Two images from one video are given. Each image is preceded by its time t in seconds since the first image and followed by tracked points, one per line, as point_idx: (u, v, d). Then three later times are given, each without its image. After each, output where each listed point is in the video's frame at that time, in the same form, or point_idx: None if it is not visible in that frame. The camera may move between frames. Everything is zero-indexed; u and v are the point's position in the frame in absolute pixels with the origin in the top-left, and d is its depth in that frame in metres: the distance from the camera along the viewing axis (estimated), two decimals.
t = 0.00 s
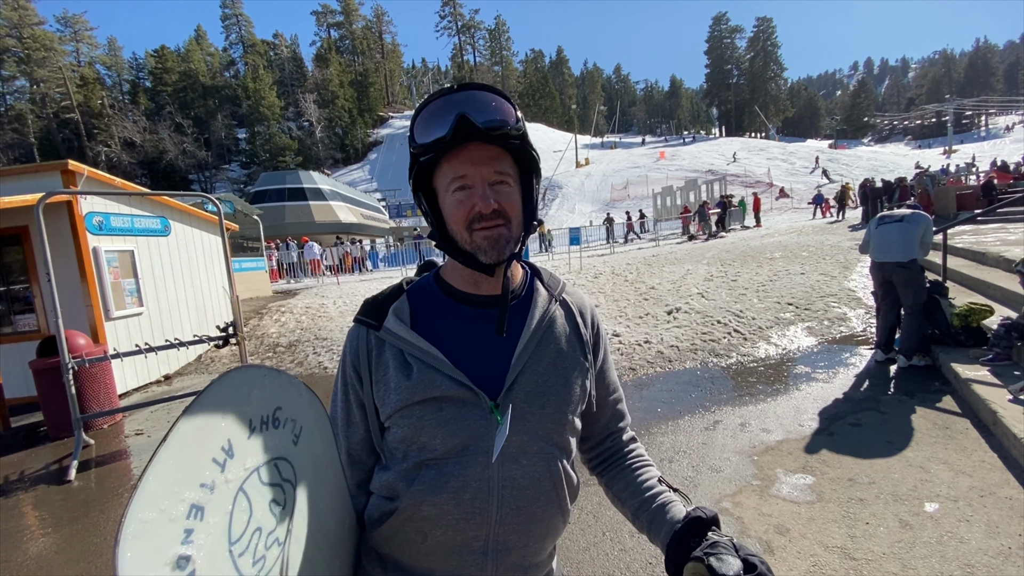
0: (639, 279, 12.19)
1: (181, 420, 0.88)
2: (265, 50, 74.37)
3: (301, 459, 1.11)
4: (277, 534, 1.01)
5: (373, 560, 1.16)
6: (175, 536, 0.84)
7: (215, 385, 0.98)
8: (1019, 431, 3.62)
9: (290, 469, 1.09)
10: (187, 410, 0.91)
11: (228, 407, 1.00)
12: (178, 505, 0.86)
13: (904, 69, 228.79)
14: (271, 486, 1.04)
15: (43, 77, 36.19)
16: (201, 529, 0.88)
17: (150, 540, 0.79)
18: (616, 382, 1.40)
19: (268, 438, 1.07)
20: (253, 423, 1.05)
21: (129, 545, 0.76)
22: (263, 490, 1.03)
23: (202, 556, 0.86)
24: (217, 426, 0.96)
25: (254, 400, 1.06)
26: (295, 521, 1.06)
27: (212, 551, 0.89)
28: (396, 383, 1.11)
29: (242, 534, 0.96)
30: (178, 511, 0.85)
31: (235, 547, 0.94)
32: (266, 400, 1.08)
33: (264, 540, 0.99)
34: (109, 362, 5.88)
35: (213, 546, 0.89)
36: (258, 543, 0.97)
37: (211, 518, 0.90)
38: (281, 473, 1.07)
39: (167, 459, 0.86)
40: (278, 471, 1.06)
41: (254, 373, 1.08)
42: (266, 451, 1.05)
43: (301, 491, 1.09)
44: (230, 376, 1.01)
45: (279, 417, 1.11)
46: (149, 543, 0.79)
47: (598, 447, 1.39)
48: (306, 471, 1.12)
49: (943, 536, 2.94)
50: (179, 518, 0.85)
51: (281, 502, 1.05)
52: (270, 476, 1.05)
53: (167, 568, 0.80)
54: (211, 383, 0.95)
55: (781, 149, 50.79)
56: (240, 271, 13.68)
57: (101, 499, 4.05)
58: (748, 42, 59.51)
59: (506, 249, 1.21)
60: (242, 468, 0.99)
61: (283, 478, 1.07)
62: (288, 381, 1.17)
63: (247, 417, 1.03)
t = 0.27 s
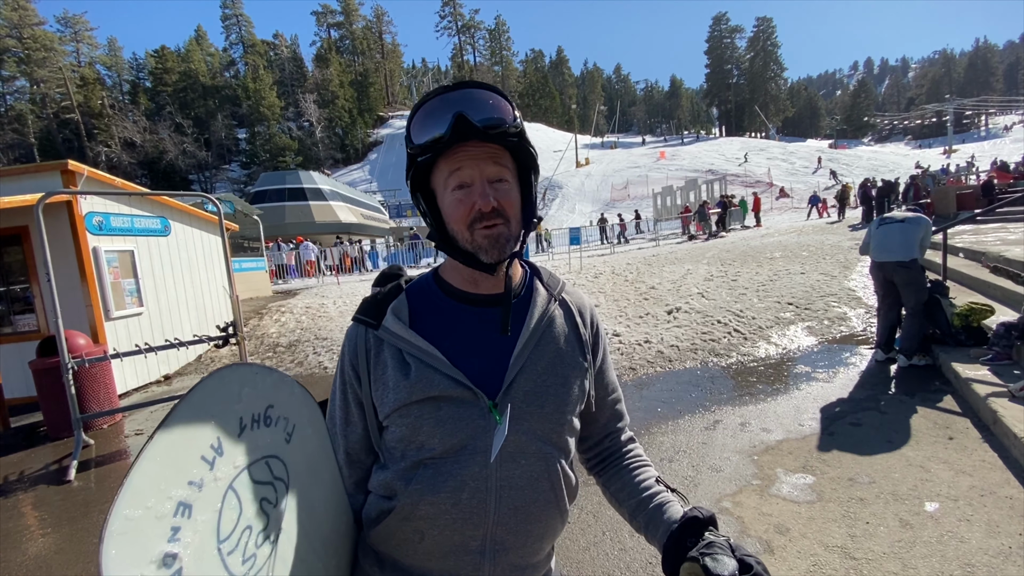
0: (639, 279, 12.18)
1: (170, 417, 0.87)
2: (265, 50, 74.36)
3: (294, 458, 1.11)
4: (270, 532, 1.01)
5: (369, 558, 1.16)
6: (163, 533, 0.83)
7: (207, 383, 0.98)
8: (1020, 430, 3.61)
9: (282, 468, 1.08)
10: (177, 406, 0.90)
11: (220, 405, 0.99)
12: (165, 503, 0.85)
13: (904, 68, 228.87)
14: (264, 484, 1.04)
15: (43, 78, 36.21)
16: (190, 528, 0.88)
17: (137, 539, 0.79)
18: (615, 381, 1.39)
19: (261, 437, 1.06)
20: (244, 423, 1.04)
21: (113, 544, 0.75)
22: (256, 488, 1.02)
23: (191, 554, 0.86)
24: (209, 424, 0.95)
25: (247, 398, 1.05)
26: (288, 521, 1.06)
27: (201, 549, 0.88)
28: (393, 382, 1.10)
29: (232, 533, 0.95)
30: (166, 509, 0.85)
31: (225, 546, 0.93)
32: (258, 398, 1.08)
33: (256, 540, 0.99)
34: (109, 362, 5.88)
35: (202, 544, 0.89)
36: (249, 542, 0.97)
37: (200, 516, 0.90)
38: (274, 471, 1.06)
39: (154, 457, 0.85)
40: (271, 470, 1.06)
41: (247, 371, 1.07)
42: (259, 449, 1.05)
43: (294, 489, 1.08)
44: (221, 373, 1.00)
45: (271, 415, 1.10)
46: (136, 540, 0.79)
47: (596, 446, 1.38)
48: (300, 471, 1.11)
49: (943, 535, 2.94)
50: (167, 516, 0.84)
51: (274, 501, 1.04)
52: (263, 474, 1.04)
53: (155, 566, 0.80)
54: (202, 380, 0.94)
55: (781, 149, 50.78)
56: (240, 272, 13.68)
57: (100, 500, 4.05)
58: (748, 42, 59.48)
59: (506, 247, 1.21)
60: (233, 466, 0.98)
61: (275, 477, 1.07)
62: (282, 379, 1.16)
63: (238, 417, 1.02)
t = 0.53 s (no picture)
0: (639, 278, 12.19)
1: (164, 430, 0.87)
2: (264, 51, 74.28)
3: (293, 462, 1.11)
4: (269, 539, 1.00)
5: (369, 561, 1.15)
6: (159, 543, 0.83)
7: (203, 390, 0.98)
8: (1020, 429, 3.61)
9: (281, 473, 1.08)
10: (170, 418, 0.89)
11: (217, 414, 0.99)
12: (162, 513, 0.84)
13: (903, 68, 228.98)
14: (262, 490, 1.04)
15: (42, 79, 36.21)
16: (188, 538, 0.87)
17: (134, 549, 0.79)
18: (616, 381, 1.39)
19: (258, 442, 1.06)
20: (242, 428, 1.03)
21: (109, 554, 0.75)
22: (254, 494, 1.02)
23: (187, 565, 0.85)
24: (203, 431, 0.95)
25: (243, 405, 1.05)
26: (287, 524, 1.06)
27: (198, 558, 0.88)
28: (392, 384, 1.10)
29: (230, 540, 0.95)
30: (163, 519, 0.84)
31: (222, 554, 0.93)
32: (255, 404, 1.07)
33: (253, 546, 0.98)
34: (109, 363, 5.88)
35: (200, 554, 0.88)
36: (246, 550, 0.96)
37: (198, 524, 0.90)
38: (272, 477, 1.06)
39: (150, 467, 0.84)
40: (269, 475, 1.06)
41: (244, 377, 1.07)
42: (257, 455, 1.05)
43: (292, 495, 1.08)
44: (217, 380, 1.00)
45: (269, 420, 1.10)
46: (130, 552, 0.78)
47: (597, 447, 1.38)
48: (298, 474, 1.11)
49: (944, 534, 2.93)
50: (163, 527, 0.84)
51: (272, 507, 1.04)
52: (261, 481, 1.04)
53: None
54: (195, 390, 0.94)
55: (780, 149, 50.79)
56: (240, 272, 13.68)
57: (100, 501, 4.05)
58: (748, 42, 59.46)
59: (506, 248, 1.21)
60: (230, 474, 0.98)
61: (273, 482, 1.07)
62: (279, 383, 1.15)
63: (233, 423, 1.02)
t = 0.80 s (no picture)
0: (639, 278, 12.20)
1: (160, 427, 0.87)
2: (263, 51, 74.13)
3: (290, 461, 1.11)
4: (266, 538, 1.01)
5: (367, 560, 1.16)
6: (155, 540, 0.83)
7: (200, 387, 0.98)
8: (1020, 427, 3.62)
9: (278, 473, 1.09)
10: (166, 416, 0.89)
11: (214, 412, 0.99)
12: (158, 510, 0.85)
13: (903, 66, 228.88)
14: (259, 489, 1.04)
15: (41, 80, 36.21)
16: (184, 536, 0.88)
17: (130, 544, 0.79)
18: (615, 381, 1.39)
19: (255, 441, 1.07)
20: (238, 427, 1.04)
21: (105, 552, 0.75)
22: (251, 492, 1.03)
23: (184, 561, 0.85)
24: (199, 429, 0.95)
25: (240, 404, 1.05)
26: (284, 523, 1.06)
27: (194, 555, 0.88)
28: (391, 384, 1.11)
29: (228, 538, 0.95)
30: (158, 517, 0.84)
31: (219, 551, 0.93)
32: (253, 402, 1.08)
33: (250, 544, 0.98)
34: (109, 364, 5.89)
35: (197, 553, 0.89)
36: (242, 547, 0.96)
37: (194, 522, 0.90)
38: (270, 476, 1.07)
39: (146, 463, 0.85)
40: (267, 474, 1.06)
41: (241, 375, 1.07)
42: (254, 454, 1.05)
43: (289, 494, 1.09)
44: (214, 379, 1.01)
45: (267, 419, 1.11)
46: (126, 546, 0.78)
47: (597, 447, 1.38)
48: (295, 473, 1.12)
49: (944, 532, 2.94)
50: (159, 524, 0.84)
51: (269, 506, 1.04)
52: (258, 479, 1.05)
53: None
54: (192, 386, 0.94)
55: (780, 147, 50.79)
56: (240, 273, 13.69)
57: (101, 502, 4.05)
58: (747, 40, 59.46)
59: (504, 247, 1.21)
60: (226, 472, 0.99)
61: (271, 481, 1.07)
62: (277, 382, 1.16)
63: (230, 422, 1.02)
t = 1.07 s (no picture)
0: (639, 276, 12.20)
1: (157, 431, 0.86)
2: (263, 51, 74.05)
3: (288, 463, 1.11)
4: (266, 540, 1.01)
5: (369, 560, 1.16)
6: (151, 546, 0.81)
7: (198, 391, 0.97)
8: (1020, 424, 3.61)
9: (277, 476, 1.08)
10: (163, 420, 0.88)
11: (211, 416, 0.98)
12: (154, 516, 0.83)
13: (903, 63, 228.55)
14: (257, 493, 1.04)
15: (40, 82, 36.21)
16: (181, 541, 0.86)
17: (126, 551, 0.77)
18: (616, 381, 1.39)
19: (252, 444, 1.06)
20: (236, 431, 1.03)
21: (101, 558, 0.74)
22: (249, 496, 1.02)
23: (180, 566, 0.85)
24: (195, 429, 0.94)
25: (236, 408, 1.04)
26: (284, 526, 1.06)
27: (191, 560, 0.87)
28: (391, 385, 1.11)
29: (225, 543, 0.95)
30: (155, 523, 0.83)
31: (217, 556, 0.92)
32: (249, 407, 1.07)
33: (248, 548, 0.98)
34: (110, 365, 5.90)
35: (195, 556, 0.88)
36: (240, 551, 0.96)
37: (191, 528, 0.89)
38: (268, 480, 1.07)
39: (143, 468, 0.83)
40: (265, 478, 1.06)
41: (238, 378, 1.06)
42: (252, 457, 1.05)
43: (288, 497, 1.09)
44: (210, 382, 1.00)
45: (264, 422, 1.11)
46: (122, 554, 0.77)
47: (599, 447, 1.39)
48: (295, 476, 1.12)
49: (945, 529, 2.94)
50: (156, 529, 0.83)
51: (268, 510, 1.04)
52: (255, 483, 1.04)
53: None
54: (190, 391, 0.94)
55: (780, 145, 50.76)
56: (240, 273, 13.71)
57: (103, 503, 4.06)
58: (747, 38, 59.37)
59: (500, 244, 1.21)
60: (224, 477, 0.98)
61: (269, 485, 1.07)
62: (274, 384, 1.15)
63: (227, 425, 1.01)
